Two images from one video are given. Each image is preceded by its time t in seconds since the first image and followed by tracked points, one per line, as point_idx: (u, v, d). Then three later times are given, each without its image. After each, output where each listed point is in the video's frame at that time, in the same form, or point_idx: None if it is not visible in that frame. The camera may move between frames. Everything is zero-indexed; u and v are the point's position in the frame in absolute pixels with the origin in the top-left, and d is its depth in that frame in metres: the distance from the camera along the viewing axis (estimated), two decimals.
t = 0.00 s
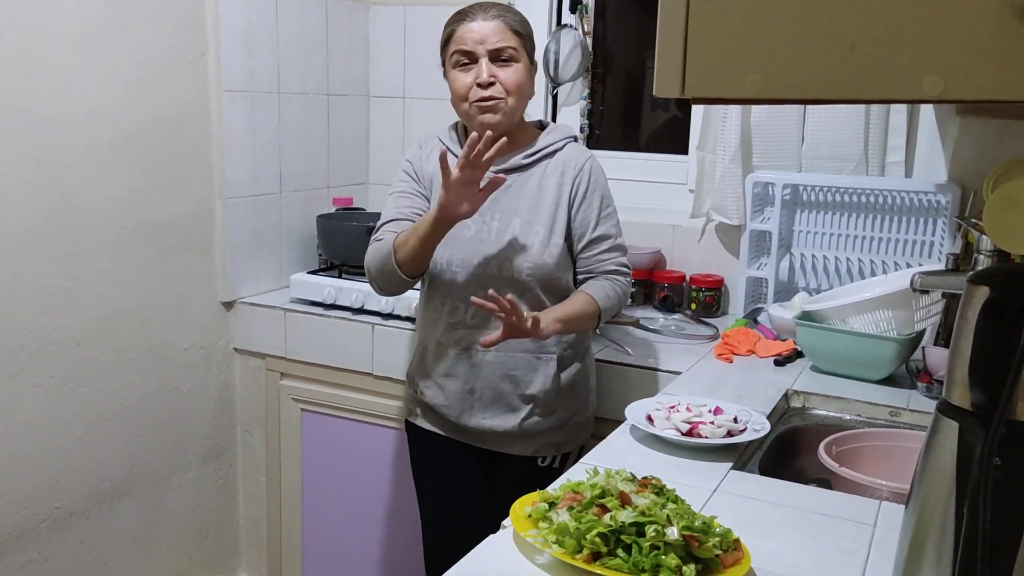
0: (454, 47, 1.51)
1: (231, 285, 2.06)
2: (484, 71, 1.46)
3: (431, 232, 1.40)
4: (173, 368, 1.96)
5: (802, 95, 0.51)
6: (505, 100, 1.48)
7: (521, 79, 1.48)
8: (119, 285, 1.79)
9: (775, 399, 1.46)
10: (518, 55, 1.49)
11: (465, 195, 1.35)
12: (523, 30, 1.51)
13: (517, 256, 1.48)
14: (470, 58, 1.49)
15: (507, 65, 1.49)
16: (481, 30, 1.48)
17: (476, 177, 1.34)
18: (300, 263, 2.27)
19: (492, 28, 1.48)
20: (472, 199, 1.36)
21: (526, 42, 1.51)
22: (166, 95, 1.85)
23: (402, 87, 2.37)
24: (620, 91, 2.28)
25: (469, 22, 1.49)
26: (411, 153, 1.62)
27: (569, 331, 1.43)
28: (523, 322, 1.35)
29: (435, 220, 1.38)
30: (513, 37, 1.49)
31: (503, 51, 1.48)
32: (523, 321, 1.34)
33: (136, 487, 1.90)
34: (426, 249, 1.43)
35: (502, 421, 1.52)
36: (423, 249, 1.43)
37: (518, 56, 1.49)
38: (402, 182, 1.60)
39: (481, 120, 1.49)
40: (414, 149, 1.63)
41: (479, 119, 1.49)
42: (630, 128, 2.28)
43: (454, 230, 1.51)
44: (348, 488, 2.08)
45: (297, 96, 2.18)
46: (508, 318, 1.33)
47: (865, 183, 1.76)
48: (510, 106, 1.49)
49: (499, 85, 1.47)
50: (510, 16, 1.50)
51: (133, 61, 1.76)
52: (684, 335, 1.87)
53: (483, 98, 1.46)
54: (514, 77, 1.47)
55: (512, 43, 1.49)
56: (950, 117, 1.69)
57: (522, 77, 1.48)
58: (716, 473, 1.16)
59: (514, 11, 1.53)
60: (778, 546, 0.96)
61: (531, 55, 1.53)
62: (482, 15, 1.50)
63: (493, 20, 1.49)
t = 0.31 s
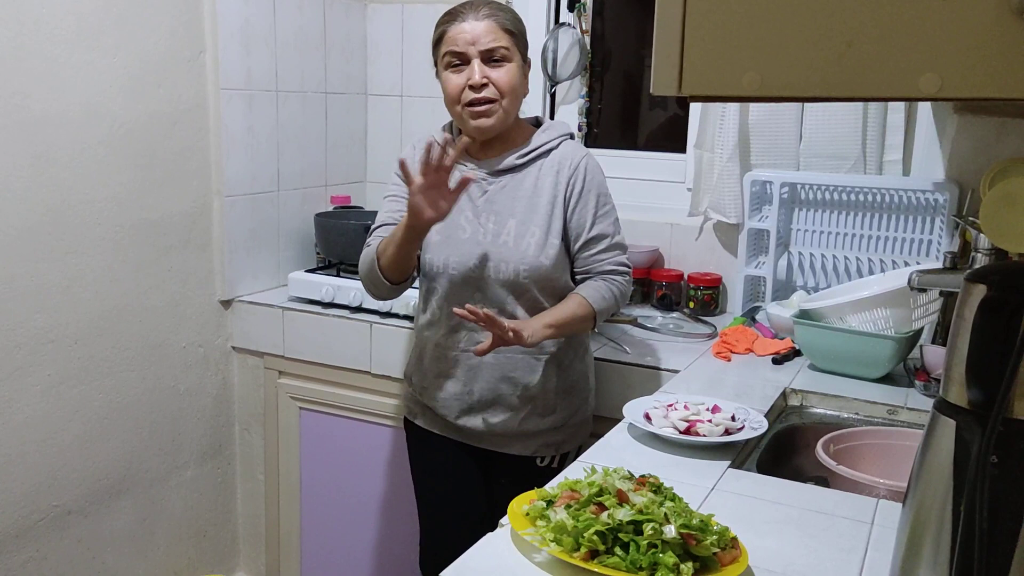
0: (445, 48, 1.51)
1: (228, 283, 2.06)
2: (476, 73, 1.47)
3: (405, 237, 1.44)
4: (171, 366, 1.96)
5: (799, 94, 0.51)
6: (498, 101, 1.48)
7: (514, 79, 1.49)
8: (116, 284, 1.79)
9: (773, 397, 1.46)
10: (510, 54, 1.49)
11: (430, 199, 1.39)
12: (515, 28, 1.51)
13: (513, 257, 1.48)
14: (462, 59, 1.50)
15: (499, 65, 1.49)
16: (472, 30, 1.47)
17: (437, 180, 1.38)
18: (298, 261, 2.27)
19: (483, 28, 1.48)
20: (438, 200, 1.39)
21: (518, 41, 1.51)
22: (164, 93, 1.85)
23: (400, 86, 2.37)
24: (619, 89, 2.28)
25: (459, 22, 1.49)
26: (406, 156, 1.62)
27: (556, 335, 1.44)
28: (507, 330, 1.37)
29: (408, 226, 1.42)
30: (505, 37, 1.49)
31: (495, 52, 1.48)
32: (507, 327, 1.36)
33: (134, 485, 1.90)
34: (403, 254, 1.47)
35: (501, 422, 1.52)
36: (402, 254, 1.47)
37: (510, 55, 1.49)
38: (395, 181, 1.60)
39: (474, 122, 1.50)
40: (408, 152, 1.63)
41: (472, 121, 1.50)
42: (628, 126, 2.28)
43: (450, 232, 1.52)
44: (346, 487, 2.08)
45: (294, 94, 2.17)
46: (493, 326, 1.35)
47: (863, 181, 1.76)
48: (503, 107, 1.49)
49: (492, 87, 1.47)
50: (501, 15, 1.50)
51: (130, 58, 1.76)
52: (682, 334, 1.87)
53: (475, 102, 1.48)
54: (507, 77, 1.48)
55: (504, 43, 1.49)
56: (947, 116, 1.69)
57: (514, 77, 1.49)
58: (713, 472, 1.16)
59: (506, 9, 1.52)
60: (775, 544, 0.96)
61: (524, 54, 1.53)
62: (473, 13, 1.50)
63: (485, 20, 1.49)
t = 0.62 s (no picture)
0: (435, 52, 1.50)
1: (227, 282, 2.05)
2: (467, 77, 1.47)
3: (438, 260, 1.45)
4: (170, 365, 1.95)
5: (798, 92, 0.51)
6: (490, 104, 1.48)
7: (506, 81, 1.48)
8: (115, 282, 1.79)
9: (772, 396, 1.46)
10: (502, 56, 1.49)
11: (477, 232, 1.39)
12: (506, 30, 1.50)
13: (510, 260, 1.49)
14: (453, 62, 1.49)
15: (491, 68, 1.49)
16: (462, 33, 1.47)
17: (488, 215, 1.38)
18: (297, 260, 2.27)
19: (474, 31, 1.47)
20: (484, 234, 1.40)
21: (509, 42, 1.50)
22: (163, 92, 1.85)
23: (399, 84, 2.36)
24: (618, 88, 2.28)
25: (450, 25, 1.49)
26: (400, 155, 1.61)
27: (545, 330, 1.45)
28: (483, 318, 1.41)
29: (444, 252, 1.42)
30: (495, 39, 1.48)
31: (486, 54, 1.48)
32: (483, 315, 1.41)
33: (132, 485, 1.90)
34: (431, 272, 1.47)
35: (499, 421, 1.52)
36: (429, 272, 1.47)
37: (501, 57, 1.49)
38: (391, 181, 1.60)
39: (466, 125, 1.49)
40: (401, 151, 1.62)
41: (464, 124, 1.49)
42: (627, 125, 2.28)
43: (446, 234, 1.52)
44: (345, 486, 2.08)
45: (293, 93, 2.17)
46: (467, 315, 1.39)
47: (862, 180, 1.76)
48: (496, 110, 1.49)
49: (484, 89, 1.47)
50: (492, 16, 1.49)
51: (128, 57, 1.76)
52: (681, 332, 1.87)
53: (466, 105, 1.48)
54: (500, 79, 1.48)
55: (495, 45, 1.48)
56: (946, 114, 1.69)
57: (506, 80, 1.49)
58: (713, 470, 1.16)
59: (495, 9, 1.51)
60: (775, 543, 0.96)
61: (515, 54, 1.52)
62: (463, 16, 1.49)
63: (475, 22, 1.48)
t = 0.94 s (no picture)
0: (432, 48, 1.51)
1: (225, 281, 2.05)
2: (458, 72, 1.46)
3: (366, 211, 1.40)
4: (168, 364, 1.95)
5: (795, 92, 0.51)
6: (481, 101, 1.48)
7: (497, 79, 1.48)
8: (113, 282, 1.79)
9: (770, 395, 1.46)
10: (494, 53, 1.48)
11: (371, 154, 1.35)
12: (501, 27, 1.50)
13: (508, 257, 1.48)
14: (447, 59, 1.49)
15: (483, 65, 1.48)
16: (455, 30, 1.47)
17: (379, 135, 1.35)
18: (295, 260, 2.27)
19: (467, 27, 1.47)
20: (382, 155, 1.35)
21: (504, 40, 1.50)
22: (161, 91, 1.85)
23: (397, 83, 2.36)
24: (616, 88, 2.28)
25: (445, 22, 1.49)
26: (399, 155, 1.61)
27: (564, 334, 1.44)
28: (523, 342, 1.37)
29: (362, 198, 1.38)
30: (489, 36, 1.48)
31: (478, 51, 1.48)
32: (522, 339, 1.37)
33: (130, 484, 1.90)
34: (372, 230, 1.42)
35: (496, 419, 1.52)
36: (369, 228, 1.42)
37: (494, 55, 1.48)
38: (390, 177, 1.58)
39: (457, 122, 1.49)
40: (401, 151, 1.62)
41: (455, 121, 1.49)
42: (626, 125, 2.28)
43: (445, 232, 1.52)
44: (343, 486, 2.08)
45: (291, 92, 2.17)
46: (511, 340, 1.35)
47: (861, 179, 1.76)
48: (486, 107, 1.48)
49: (473, 86, 1.47)
50: (487, 13, 1.49)
51: (127, 56, 1.76)
52: (679, 332, 1.87)
53: (457, 101, 1.47)
54: (490, 77, 1.47)
55: (488, 42, 1.48)
56: (945, 113, 1.69)
57: (498, 77, 1.48)
58: (711, 469, 1.16)
59: (494, 7, 1.51)
60: (773, 541, 0.96)
61: (511, 53, 1.51)
62: (458, 12, 1.49)
63: (469, 19, 1.48)
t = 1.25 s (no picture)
0: (440, 44, 1.50)
1: (223, 281, 2.05)
2: (471, 70, 1.46)
3: (365, 245, 1.42)
4: (166, 364, 1.95)
5: (792, 90, 0.51)
6: (491, 100, 1.48)
7: (507, 78, 1.49)
8: (111, 282, 1.79)
9: (768, 394, 1.46)
10: (505, 54, 1.49)
11: (360, 201, 1.36)
12: (510, 28, 1.51)
13: (506, 256, 1.48)
14: (457, 56, 1.49)
15: (494, 65, 1.49)
16: (468, 28, 1.47)
17: (365, 181, 1.35)
18: (293, 259, 2.27)
19: (479, 26, 1.47)
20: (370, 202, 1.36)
21: (513, 41, 1.51)
22: (158, 90, 1.84)
23: (395, 82, 2.36)
24: (613, 87, 2.28)
25: (456, 19, 1.49)
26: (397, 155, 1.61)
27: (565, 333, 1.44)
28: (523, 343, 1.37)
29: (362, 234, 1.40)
30: (500, 36, 1.49)
31: (490, 50, 1.48)
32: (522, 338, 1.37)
33: (128, 484, 1.90)
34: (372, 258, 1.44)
35: (493, 418, 1.52)
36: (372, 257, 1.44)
37: (505, 55, 1.49)
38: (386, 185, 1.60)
39: (466, 120, 1.49)
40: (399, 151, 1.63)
41: (465, 119, 1.49)
42: (623, 124, 2.28)
43: (442, 231, 1.52)
44: (341, 485, 2.08)
45: (289, 92, 2.17)
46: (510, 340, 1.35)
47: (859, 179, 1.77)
48: (496, 106, 1.49)
49: (485, 84, 1.47)
50: (497, 13, 1.50)
51: (124, 56, 1.76)
52: (677, 331, 1.87)
53: (468, 99, 1.47)
54: (501, 77, 1.48)
55: (499, 42, 1.48)
56: (942, 113, 1.69)
57: (508, 77, 1.49)
58: (708, 468, 1.16)
59: (503, 8, 1.52)
60: (770, 541, 0.96)
61: (518, 54, 1.53)
62: (469, 11, 1.49)
63: (480, 18, 1.48)
